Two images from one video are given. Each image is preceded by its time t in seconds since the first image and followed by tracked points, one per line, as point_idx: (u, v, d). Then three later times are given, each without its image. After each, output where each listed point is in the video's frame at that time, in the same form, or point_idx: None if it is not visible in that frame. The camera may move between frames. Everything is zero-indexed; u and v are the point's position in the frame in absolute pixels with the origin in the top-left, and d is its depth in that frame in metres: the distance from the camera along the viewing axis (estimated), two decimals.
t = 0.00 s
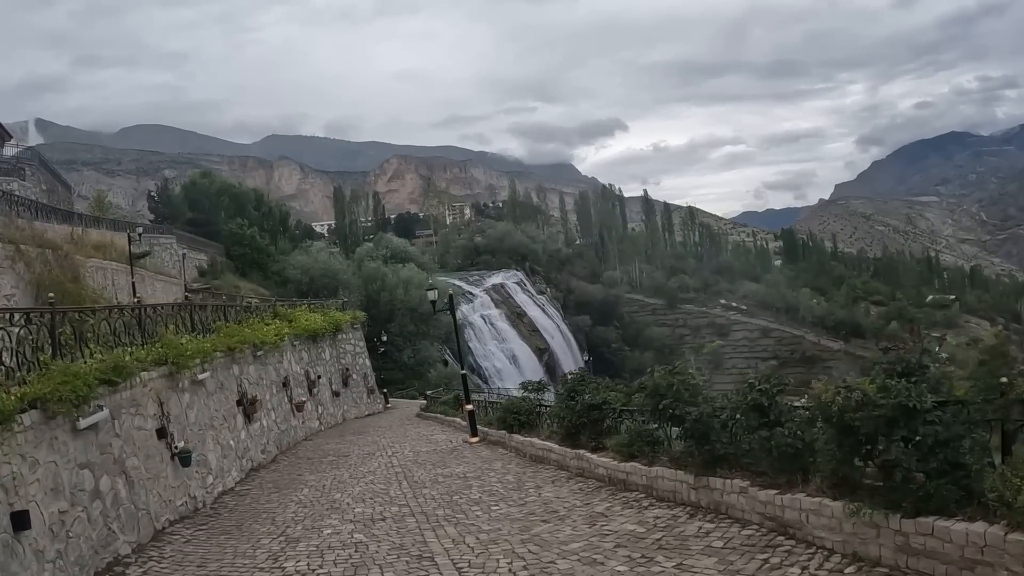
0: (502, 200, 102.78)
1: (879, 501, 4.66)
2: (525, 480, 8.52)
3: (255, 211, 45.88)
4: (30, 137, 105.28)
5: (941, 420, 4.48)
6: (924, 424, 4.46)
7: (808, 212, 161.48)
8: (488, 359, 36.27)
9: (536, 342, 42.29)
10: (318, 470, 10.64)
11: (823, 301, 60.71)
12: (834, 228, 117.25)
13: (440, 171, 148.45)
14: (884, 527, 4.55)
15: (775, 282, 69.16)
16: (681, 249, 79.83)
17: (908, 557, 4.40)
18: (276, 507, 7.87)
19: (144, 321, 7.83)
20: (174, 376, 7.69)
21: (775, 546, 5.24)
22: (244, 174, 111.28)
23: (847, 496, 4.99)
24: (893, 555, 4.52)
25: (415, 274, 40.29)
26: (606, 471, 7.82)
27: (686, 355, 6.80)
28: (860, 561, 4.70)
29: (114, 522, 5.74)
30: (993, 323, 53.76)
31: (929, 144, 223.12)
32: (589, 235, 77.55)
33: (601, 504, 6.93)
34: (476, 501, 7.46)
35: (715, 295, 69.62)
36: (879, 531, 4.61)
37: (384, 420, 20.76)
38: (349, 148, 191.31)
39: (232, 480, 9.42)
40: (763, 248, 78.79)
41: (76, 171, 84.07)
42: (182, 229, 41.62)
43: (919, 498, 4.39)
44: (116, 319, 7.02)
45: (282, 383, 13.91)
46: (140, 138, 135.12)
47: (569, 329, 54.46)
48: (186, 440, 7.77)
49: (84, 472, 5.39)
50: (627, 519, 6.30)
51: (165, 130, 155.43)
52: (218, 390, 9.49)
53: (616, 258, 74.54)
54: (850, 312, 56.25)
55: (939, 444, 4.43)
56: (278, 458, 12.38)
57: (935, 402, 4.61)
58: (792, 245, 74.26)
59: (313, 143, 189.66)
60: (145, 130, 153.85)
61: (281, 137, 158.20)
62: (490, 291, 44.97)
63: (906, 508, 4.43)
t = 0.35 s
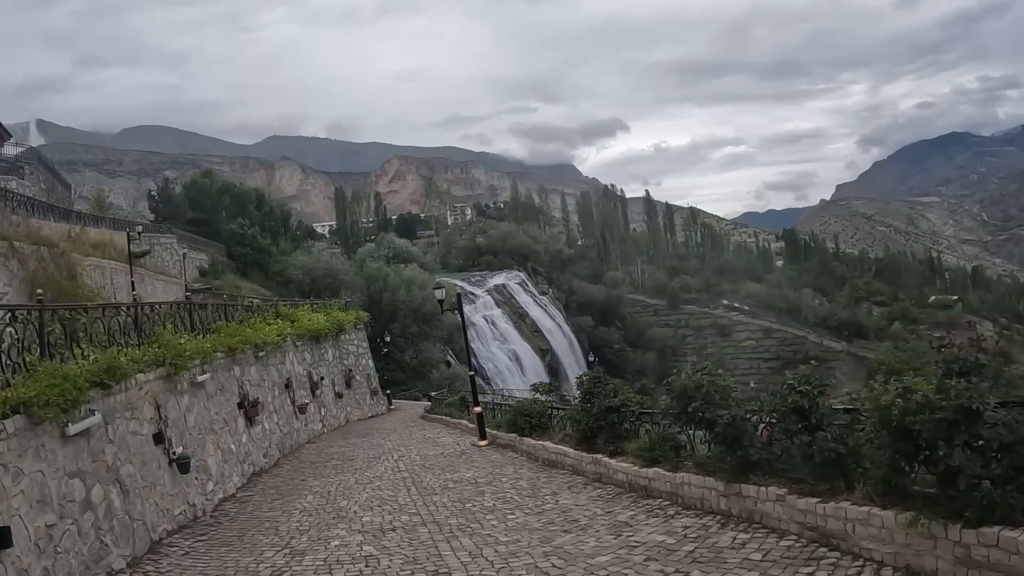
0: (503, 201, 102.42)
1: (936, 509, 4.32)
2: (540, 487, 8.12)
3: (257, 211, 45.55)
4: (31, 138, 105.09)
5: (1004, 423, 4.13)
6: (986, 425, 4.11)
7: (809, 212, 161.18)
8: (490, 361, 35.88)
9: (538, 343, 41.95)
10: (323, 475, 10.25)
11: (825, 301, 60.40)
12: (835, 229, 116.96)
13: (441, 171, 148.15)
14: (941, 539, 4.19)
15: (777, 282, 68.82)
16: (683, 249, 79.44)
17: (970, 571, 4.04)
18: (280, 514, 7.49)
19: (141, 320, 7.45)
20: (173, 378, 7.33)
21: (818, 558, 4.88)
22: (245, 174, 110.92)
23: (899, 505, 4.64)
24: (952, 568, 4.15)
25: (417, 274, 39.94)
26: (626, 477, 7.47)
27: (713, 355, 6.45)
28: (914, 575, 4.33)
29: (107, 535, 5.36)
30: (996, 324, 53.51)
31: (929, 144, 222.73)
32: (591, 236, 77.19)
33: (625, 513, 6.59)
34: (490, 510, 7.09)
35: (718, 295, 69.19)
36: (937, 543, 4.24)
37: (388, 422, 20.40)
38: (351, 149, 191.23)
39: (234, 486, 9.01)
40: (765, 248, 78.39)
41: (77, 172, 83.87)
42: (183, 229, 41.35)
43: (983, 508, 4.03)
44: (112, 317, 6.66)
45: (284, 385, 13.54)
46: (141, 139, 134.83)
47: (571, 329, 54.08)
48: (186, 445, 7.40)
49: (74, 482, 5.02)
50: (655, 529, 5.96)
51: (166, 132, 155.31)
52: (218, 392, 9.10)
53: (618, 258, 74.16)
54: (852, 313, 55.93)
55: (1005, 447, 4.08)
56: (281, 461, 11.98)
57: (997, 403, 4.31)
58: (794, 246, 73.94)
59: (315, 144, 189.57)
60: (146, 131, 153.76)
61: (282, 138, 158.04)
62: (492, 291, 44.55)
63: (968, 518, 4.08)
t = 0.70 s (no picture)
0: (504, 200, 102.01)
1: (997, 511, 3.96)
2: (552, 489, 7.74)
3: (258, 210, 45.19)
4: (31, 139, 104.91)
5: None
6: None
7: (810, 212, 160.68)
8: (492, 361, 35.41)
9: (540, 343, 41.57)
10: (324, 476, 9.86)
11: (827, 301, 60.03)
12: (837, 229, 116.50)
13: (442, 171, 147.78)
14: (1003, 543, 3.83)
15: (779, 282, 68.43)
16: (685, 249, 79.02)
17: None
18: (278, 518, 7.10)
19: (132, 314, 7.05)
20: (166, 374, 6.95)
21: (862, 564, 4.50)
22: (245, 174, 110.39)
23: (952, 506, 4.28)
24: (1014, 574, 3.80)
25: (418, 274, 39.56)
26: (644, 477, 7.07)
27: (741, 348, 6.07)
28: None
29: (93, 541, 4.97)
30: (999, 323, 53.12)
31: (931, 144, 221.97)
32: (593, 235, 76.76)
33: (646, 516, 6.23)
34: (501, 513, 6.69)
35: (719, 295, 68.76)
36: (998, 547, 3.88)
37: (391, 422, 20.03)
38: (352, 150, 191.02)
39: (230, 488, 8.61)
40: (767, 248, 77.99)
41: (78, 173, 83.67)
42: (183, 227, 41.01)
43: None
44: (100, 310, 6.29)
45: (284, 384, 13.14)
46: (142, 140, 134.58)
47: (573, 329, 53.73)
48: (180, 445, 7.02)
49: (55, 485, 4.64)
50: (681, 534, 5.60)
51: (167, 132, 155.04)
52: (215, 390, 8.73)
53: (619, 258, 73.77)
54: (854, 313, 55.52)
55: None
56: (280, 463, 11.60)
57: None
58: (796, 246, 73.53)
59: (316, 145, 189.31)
60: (148, 131, 153.65)
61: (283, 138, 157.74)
62: (494, 291, 44.13)
63: None
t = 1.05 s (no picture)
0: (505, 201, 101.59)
1: None
2: (569, 494, 7.37)
3: (260, 211, 44.83)
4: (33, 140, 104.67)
5: None
6: None
7: (813, 212, 160.14)
8: (496, 362, 35.02)
9: (544, 343, 41.24)
10: (329, 481, 9.48)
11: (831, 301, 59.59)
12: (839, 228, 115.94)
13: (444, 172, 147.41)
14: None
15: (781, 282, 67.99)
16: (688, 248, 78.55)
17: None
18: (281, 526, 6.73)
19: (129, 312, 6.70)
20: (163, 375, 6.59)
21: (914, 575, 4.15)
22: (247, 175, 110.07)
23: (1015, 513, 3.94)
24: None
25: (420, 274, 39.20)
26: (668, 481, 6.69)
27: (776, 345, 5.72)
28: None
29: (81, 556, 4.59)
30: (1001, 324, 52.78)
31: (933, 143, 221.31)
32: (595, 235, 76.29)
33: (672, 523, 5.85)
34: (518, 521, 6.32)
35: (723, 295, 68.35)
36: None
37: (395, 423, 19.68)
38: (354, 151, 190.67)
39: (231, 495, 8.22)
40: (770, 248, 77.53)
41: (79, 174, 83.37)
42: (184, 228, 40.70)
43: None
44: (94, 307, 5.94)
45: (287, 385, 12.77)
46: (144, 141, 134.36)
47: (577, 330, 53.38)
48: (177, 450, 6.66)
49: (41, 494, 4.29)
50: (713, 543, 5.22)
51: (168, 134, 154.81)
52: (215, 392, 8.40)
53: (622, 258, 73.35)
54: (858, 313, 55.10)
55: None
56: (283, 466, 11.23)
57: None
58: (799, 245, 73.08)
59: (318, 146, 189.01)
60: (150, 133, 153.52)
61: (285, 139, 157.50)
62: (497, 291, 43.74)
63: None
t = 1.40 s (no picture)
0: (505, 201, 101.12)
1: None
2: (586, 501, 6.94)
3: (259, 210, 44.41)
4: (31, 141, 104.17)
5: None
6: None
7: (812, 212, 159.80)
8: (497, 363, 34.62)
9: (545, 343, 40.83)
10: (331, 487, 9.05)
11: (831, 301, 59.22)
12: (839, 228, 115.53)
13: (443, 173, 146.93)
14: None
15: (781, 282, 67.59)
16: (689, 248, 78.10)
17: None
18: (279, 538, 6.29)
19: (117, 309, 6.28)
20: (154, 377, 6.17)
21: None
22: (245, 176, 109.53)
23: None
24: None
25: (421, 274, 38.77)
26: (694, 488, 6.26)
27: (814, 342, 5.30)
28: None
29: None
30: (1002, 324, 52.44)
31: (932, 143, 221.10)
32: (596, 235, 75.85)
33: (701, 534, 5.43)
34: (534, 532, 5.89)
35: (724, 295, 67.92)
36: None
37: (397, 425, 19.25)
38: (352, 151, 190.02)
39: (227, 503, 7.77)
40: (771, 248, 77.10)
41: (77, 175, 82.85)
42: (182, 227, 40.24)
43: None
44: (78, 305, 5.53)
45: (286, 387, 12.34)
46: (142, 142, 133.82)
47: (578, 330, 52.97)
48: (168, 455, 6.24)
49: (15, 510, 3.86)
50: (750, 556, 4.79)
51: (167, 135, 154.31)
52: (211, 394, 7.97)
53: (622, 258, 72.88)
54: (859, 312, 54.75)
55: None
56: (283, 471, 10.80)
57: None
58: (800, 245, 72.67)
59: (316, 147, 188.44)
60: (149, 134, 153.01)
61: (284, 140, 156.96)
62: (497, 292, 43.29)
63: None
